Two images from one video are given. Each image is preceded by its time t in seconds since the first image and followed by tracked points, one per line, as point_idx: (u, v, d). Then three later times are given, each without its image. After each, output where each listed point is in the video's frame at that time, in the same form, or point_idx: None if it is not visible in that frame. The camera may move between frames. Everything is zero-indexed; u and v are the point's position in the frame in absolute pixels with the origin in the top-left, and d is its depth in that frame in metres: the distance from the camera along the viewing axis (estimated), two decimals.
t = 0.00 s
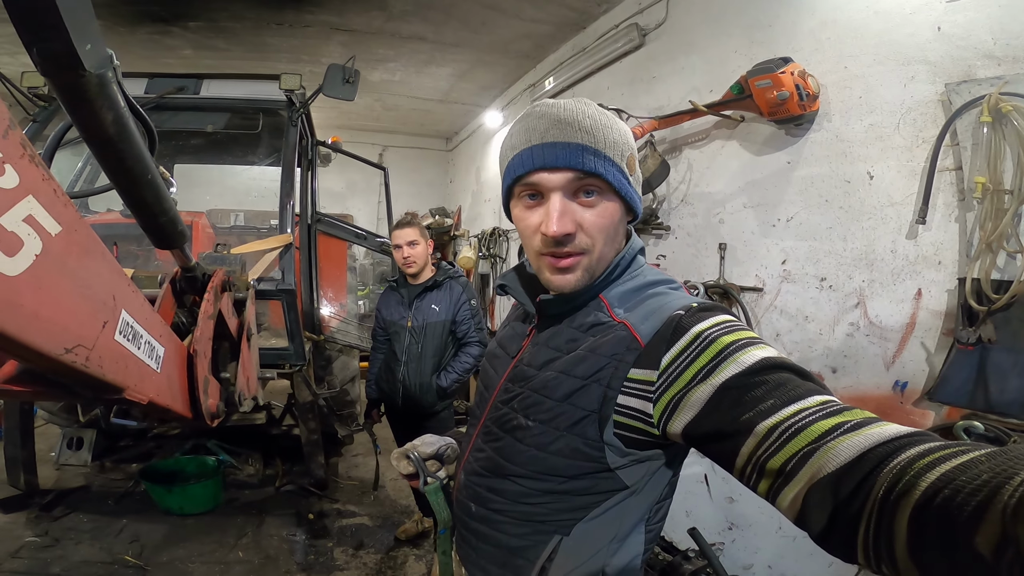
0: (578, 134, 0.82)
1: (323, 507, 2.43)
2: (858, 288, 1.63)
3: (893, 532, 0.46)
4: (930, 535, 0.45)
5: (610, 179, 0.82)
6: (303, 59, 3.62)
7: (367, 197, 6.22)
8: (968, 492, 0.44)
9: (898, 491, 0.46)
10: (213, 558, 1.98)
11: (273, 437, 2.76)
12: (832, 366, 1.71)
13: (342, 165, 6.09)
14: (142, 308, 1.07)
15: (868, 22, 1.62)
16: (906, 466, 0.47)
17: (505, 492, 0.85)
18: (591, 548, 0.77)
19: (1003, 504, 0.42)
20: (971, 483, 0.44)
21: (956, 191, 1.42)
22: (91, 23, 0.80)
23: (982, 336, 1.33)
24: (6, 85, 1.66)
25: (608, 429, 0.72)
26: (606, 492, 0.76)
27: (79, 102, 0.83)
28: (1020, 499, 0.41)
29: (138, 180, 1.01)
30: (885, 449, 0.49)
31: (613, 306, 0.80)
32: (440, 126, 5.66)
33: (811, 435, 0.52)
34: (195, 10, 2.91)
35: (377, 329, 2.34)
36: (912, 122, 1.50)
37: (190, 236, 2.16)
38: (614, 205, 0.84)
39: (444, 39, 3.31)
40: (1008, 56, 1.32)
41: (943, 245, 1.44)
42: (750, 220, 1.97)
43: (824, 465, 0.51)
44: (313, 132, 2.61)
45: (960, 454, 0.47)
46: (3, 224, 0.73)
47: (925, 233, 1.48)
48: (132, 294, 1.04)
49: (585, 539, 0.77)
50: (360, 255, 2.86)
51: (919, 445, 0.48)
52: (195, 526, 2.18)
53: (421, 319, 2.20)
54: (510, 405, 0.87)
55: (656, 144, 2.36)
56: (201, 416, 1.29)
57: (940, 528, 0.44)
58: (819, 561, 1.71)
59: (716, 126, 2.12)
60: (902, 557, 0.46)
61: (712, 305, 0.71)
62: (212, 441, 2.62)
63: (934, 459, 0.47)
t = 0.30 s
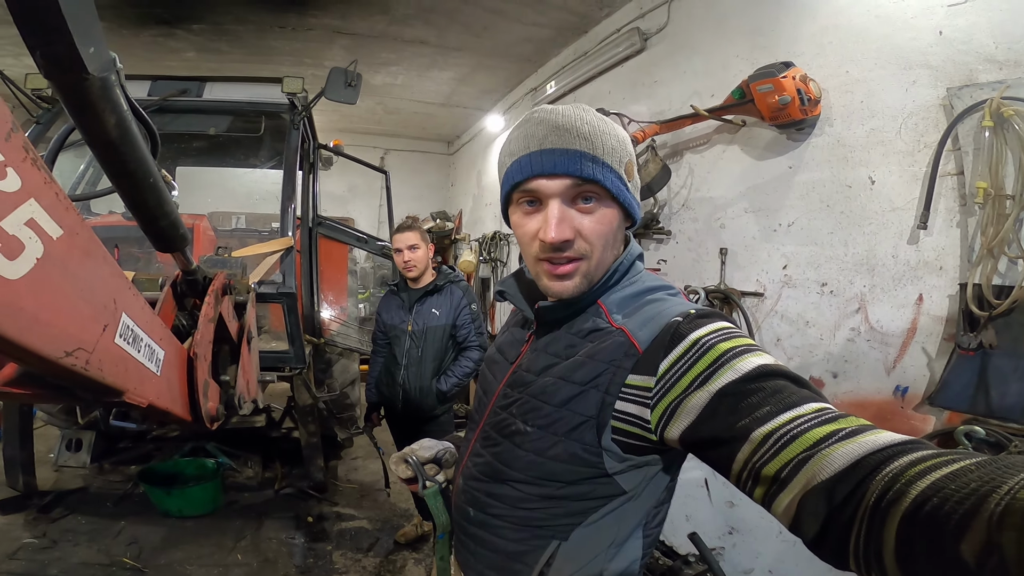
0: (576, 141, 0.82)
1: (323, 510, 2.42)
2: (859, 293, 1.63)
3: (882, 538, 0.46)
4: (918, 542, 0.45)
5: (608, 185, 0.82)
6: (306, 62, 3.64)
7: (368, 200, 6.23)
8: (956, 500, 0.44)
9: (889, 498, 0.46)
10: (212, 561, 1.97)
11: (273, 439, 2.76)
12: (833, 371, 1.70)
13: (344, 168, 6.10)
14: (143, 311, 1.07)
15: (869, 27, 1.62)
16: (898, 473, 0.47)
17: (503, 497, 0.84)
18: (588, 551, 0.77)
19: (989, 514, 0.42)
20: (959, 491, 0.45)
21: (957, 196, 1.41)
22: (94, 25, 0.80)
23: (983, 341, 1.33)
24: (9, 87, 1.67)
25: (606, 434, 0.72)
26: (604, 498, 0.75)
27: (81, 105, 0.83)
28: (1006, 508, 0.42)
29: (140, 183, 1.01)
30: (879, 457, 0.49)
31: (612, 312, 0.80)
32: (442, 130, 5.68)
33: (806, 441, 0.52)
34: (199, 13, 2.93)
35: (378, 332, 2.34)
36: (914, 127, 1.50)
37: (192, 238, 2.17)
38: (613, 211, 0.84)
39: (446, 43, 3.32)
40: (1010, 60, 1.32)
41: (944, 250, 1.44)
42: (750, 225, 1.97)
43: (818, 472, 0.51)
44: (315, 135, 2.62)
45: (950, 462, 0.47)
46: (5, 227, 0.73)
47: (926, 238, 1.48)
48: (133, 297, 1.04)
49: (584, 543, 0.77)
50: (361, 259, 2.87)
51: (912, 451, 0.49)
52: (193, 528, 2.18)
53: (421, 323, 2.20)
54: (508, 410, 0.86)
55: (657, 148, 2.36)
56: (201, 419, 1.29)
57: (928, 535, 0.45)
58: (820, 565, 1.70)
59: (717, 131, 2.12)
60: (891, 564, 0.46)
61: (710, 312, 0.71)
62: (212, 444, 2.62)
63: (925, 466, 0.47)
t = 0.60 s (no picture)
0: (575, 140, 0.81)
1: (323, 511, 2.42)
2: (863, 294, 1.62)
3: (880, 539, 0.46)
4: (916, 542, 0.45)
5: (608, 184, 0.81)
6: (307, 61, 3.63)
7: (369, 200, 6.23)
8: (955, 501, 0.44)
9: (889, 499, 0.46)
10: (212, 562, 1.97)
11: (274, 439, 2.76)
12: (836, 372, 1.69)
13: (345, 167, 6.10)
14: (142, 311, 1.06)
15: (875, 25, 1.60)
16: (897, 475, 0.46)
17: (501, 499, 0.84)
18: (587, 554, 0.76)
19: (986, 513, 0.41)
20: (957, 492, 0.44)
21: (963, 196, 1.40)
22: (94, 23, 0.79)
23: (988, 342, 1.31)
24: (10, 87, 1.66)
25: (606, 435, 0.71)
26: (603, 499, 0.75)
27: (80, 102, 0.82)
28: (1002, 507, 0.41)
29: (141, 182, 1.01)
30: (880, 460, 0.48)
31: (612, 312, 0.79)
32: (443, 129, 5.67)
33: (810, 444, 0.51)
34: (200, 13, 2.93)
35: (379, 332, 2.33)
36: (919, 126, 1.49)
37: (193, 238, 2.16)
38: (612, 210, 0.83)
39: (447, 42, 3.32)
40: (1016, 59, 1.32)
41: (949, 250, 1.43)
42: (754, 224, 1.96)
43: (820, 476, 0.50)
44: (316, 135, 2.61)
45: (950, 463, 0.46)
46: (3, 226, 0.72)
47: (931, 238, 1.46)
48: (133, 297, 1.03)
49: (583, 545, 0.76)
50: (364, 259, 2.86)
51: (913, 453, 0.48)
52: (194, 528, 2.18)
53: (422, 323, 2.19)
54: (507, 411, 0.85)
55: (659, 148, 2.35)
56: (200, 420, 1.29)
57: (926, 535, 0.44)
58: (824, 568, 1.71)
59: (720, 130, 2.11)
60: (890, 564, 0.46)
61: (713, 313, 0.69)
62: (212, 444, 2.62)
63: (925, 468, 0.46)
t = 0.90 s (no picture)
0: (559, 122, 0.79)
1: (324, 504, 2.42)
2: (870, 286, 1.59)
3: None
4: None
5: (592, 165, 0.79)
6: (307, 53, 3.61)
7: (371, 192, 6.21)
8: None
9: None
10: (213, 555, 1.97)
11: (275, 432, 2.76)
12: (841, 364, 1.66)
13: (346, 160, 6.08)
14: (136, 302, 1.05)
15: (882, 16, 1.58)
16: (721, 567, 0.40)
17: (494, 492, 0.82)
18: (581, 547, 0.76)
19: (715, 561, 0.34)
20: None
21: (972, 187, 1.42)
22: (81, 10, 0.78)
23: (998, 335, 1.34)
24: (7, 81, 1.65)
25: (597, 426, 0.72)
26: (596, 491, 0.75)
27: (68, 91, 0.81)
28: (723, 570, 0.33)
29: (133, 172, 1.00)
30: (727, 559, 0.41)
31: (603, 298, 0.78)
32: (444, 122, 5.64)
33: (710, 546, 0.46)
34: (199, 4, 2.90)
35: (379, 324, 2.32)
36: (927, 117, 1.49)
37: (191, 230, 2.14)
38: (597, 191, 0.81)
39: (448, 33, 3.29)
40: None
41: (959, 243, 1.44)
42: (758, 216, 1.90)
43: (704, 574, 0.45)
44: (316, 127, 2.59)
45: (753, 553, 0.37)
46: None
47: (940, 230, 1.47)
48: (125, 288, 1.02)
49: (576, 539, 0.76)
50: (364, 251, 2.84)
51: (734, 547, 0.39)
52: (195, 522, 2.18)
53: (422, 314, 2.18)
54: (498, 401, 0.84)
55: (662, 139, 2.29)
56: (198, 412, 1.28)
57: None
58: (826, 563, 1.74)
59: (723, 121, 2.06)
60: None
61: (711, 332, 0.66)
62: (213, 437, 2.62)
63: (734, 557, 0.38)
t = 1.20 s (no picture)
0: (552, 109, 0.79)
1: (328, 492, 2.43)
2: (878, 277, 1.59)
3: None
4: None
5: (584, 150, 0.78)
6: (313, 43, 3.60)
7: (375, 182, 6.20)
8: None
9: None
10: (218, 544, 1.99)
11: (279, 421, 2.77)
12: (847, 356, 1.66)
13: (352, 150, 6.07)
14: (144, 287, 1.06)
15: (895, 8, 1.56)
16: None
17: (491, 472, 0.85)
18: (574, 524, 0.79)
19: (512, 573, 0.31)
20: None
21: (983, 179, 1.42)
22: None
23: (1005, 328, 1.33)
24: (13, 71, 1.65)
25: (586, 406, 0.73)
26: (590, 470, 0.79)
27: (79, 77, 0.81)
28: None
29: (142, 159, 1.00)
30: None
31: (596, 282, 0.78)
32: (450, 112, 5.60)
33: None
34: None
35: (384, 312, 2.33)
36: (939, 109, 1.48)
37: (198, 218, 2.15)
38: (590, 175, 0.81)
39: (454, 23, 3.26)
40: None
41: (969, 234, 1.44)
42: (765, 206, 1.88)
43: None
44: (321, 116, 2.59)
45: None
46: None
47: (950, 221, 1.46)
48: (134, 273, 1.03)
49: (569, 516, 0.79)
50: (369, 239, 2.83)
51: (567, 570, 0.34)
52: (201, 511, 2.20)
53: (428, 302, 2.19)
54: (493, 383, 0.85)
55: (669, 129, 2.28)
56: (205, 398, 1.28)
57: None
58: (827, 556, 1.76)
59: (732, 111, 2.04)
60: None
61: (682, 322, 0.67)
62: (219, 426, 2.64)
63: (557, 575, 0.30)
